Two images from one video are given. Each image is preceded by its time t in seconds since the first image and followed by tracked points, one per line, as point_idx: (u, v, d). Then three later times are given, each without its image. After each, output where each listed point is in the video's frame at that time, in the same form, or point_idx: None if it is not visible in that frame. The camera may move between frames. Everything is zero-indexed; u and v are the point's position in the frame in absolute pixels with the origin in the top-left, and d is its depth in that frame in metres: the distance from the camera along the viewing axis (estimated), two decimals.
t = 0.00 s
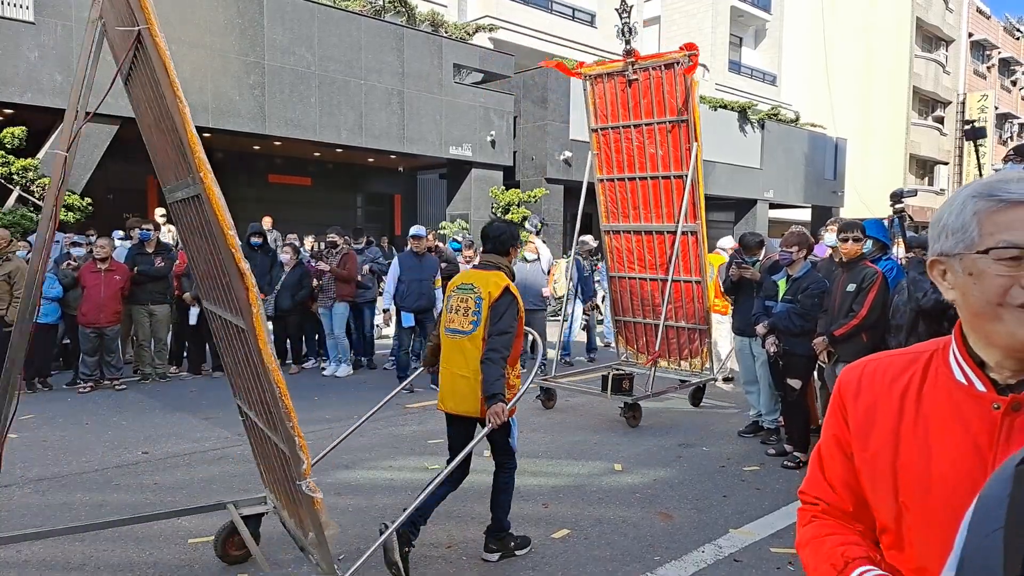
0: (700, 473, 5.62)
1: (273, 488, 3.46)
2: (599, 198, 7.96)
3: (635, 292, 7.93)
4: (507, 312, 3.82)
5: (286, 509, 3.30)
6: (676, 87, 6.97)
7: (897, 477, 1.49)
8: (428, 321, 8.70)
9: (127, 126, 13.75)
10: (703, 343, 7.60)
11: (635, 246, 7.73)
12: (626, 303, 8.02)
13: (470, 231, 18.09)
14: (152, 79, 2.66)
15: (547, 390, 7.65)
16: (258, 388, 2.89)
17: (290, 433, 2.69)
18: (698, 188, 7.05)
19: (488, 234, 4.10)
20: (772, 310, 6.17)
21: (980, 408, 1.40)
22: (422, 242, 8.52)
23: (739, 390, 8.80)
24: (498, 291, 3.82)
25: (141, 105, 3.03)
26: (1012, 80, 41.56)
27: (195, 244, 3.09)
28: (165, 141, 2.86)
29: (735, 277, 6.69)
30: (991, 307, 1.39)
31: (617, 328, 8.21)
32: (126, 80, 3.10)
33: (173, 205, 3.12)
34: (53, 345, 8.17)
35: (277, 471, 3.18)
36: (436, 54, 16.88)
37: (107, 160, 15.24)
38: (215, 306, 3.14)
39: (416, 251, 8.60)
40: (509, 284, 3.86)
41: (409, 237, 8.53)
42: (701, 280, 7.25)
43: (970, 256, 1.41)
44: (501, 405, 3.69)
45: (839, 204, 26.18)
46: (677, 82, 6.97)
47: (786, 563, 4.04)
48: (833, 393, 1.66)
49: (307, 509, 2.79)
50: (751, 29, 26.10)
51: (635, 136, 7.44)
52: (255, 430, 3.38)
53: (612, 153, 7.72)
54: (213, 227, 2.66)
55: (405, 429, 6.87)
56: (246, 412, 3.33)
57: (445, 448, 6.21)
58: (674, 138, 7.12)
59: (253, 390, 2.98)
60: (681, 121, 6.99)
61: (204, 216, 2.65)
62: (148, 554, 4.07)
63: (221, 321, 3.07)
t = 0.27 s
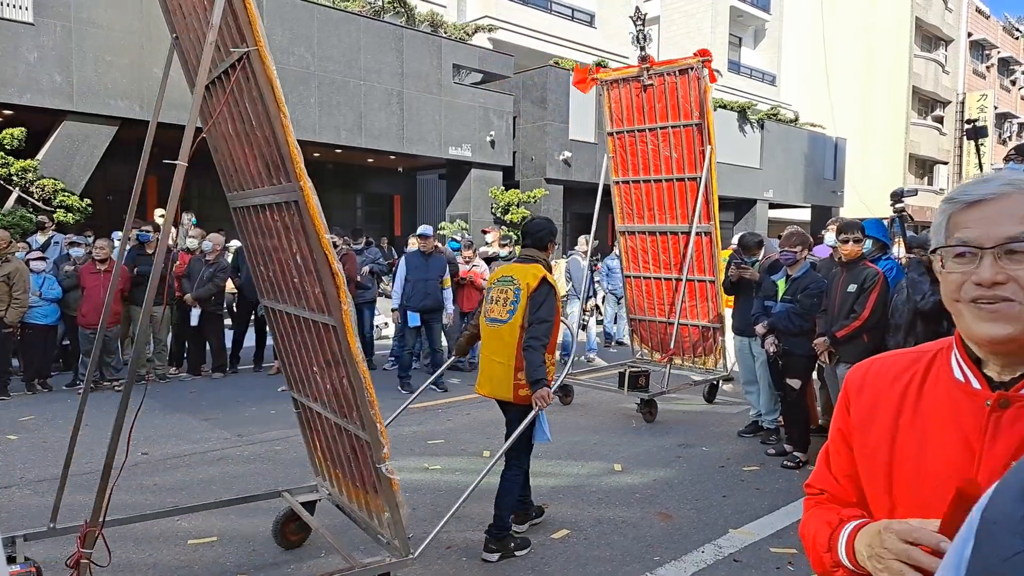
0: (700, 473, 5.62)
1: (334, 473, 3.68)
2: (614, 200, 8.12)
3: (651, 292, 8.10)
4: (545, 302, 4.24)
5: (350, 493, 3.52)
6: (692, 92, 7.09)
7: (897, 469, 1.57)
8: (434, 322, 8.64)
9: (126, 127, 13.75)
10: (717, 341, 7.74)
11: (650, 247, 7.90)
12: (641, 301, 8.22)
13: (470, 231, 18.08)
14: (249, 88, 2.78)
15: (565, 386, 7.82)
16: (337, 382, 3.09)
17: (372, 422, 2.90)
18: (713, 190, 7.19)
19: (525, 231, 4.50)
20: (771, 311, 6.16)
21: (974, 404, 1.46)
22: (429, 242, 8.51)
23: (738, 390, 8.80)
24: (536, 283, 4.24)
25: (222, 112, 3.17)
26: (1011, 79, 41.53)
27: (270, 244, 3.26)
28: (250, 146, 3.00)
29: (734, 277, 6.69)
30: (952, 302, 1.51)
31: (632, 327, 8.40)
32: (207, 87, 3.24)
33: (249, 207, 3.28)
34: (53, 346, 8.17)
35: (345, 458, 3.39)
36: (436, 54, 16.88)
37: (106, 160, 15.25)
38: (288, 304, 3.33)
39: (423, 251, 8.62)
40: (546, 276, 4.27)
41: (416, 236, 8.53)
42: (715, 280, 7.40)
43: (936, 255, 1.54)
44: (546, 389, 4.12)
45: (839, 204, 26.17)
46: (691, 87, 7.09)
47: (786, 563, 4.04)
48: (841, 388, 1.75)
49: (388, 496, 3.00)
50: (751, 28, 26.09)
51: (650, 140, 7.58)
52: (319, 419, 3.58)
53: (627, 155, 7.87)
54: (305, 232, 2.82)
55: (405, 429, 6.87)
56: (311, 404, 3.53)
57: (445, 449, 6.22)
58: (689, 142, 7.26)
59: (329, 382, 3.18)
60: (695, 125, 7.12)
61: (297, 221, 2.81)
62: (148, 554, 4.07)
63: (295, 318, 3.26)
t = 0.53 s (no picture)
0: (699, 473, 5.63)
1: (379, 458, 4.05)
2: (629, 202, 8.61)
3: (664, 290, 8.54)
4: (576, 303, 4.42)
5: (397, 475, 3.90)
6: (705, 97, 7.60)
7: (885, 460, 1.64)
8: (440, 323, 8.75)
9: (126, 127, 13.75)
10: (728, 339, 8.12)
11: (664, 247, 8.34)
12: (655, 300, 8.68)
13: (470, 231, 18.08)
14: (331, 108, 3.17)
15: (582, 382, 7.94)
16: (397, 372, 3.49)
17: (434, 407, 3.30)
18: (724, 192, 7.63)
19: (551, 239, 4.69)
20: (770, 311, 6.16)
21: (961, 403, 1.51)
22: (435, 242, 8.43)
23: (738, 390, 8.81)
24: (567, 285, 4.42)
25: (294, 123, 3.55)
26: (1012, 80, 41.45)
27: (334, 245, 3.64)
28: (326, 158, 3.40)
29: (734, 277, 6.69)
30: (939, 300, 1.57)
31: (646, 325, 8.82)
32: (278, 99, 3.63)
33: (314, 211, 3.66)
34: (52, 346, 8.17)
35: (396, 442, 3.77)
36: (435, 55, 16.88)
37: (106, 160, 15.27)
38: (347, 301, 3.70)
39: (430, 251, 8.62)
40: (576, 278, 4.47)
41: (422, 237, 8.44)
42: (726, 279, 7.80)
43: (924, 254, 1.59)
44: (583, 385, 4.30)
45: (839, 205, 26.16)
46: (703, 93, 7.59)
47: (785, 564, 4.04)
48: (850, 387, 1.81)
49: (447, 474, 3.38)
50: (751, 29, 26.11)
51: (664, 143, 8.07)
52: (368, 406, 3.96)
53: (641, 158, 8.36)
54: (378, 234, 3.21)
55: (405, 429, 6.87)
56: (364, 392, 3.91)
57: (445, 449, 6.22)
58: (701, 145, 7.74)
59: (389, 372, 3.56)
60: (707, 129, 7.61)
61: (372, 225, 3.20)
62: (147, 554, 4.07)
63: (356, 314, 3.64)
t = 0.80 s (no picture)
0: (700, 473, 5.63)
1: (416, 445, 4.40)
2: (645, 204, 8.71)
3: (679, 290, 8.63)
4: (601, 295, 4.76)
5: (437, 460, 4.25)
6: (722, 101, 7.74)
7: (900, 453, 1.63)
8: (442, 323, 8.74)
9: (126, 126, 13.74)
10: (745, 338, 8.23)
11: (680, 247, 8.44)
12: (670, 299, 8.77)
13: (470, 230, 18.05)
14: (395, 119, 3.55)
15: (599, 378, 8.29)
16: (445, 362, 3.87)
17: (485, 393, 3.68)
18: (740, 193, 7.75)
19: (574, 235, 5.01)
20: (771, 310, 6.16)
21: (972, 403, 1.53)
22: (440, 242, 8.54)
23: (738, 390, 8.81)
24: (593, 278, 4.76)
25: (349, 132, 3.91)
26: (1012, 80, 41.39)
27: (383, 245, 4.00)
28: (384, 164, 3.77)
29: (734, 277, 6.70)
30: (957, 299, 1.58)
31: (662, 324, 8.93)
32: (331, 109, 3.97)
33: (365, 213, 4.01)
34: (51, 345, 8.16)
35: (437, 428, 4.14)
36: (435, 54, 16.87)
37: (106, 159, 15.27)
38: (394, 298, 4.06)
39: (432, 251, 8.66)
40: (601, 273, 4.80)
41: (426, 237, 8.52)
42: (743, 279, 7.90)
43: (944, 250, 1.60)
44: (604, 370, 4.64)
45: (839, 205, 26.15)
46: (721, 97, 7.72)
47: (786, 563, 4.04)
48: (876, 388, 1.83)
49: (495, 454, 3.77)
50: (751, 29, 26.11)
51: (681, 146, 8.19)
52: (406, 396, 4.32)
53: (658, 160, 8.47)
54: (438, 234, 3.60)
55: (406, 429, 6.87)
56: (404, 382, 4.26)
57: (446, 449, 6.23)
58: (718, 148, 7.86)
59: (436, 362, 3.93)
60: (724, 132, 7.74)
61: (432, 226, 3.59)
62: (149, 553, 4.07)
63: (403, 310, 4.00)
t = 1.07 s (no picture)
0: (701, 474, 5.59)
1: (446, 435, 4.67)
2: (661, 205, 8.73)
3: (697, 291, 8.60)
4: (618, 298, 5.01)
5: (469, 450, 4.54)
6: (737, 103, 7.78)
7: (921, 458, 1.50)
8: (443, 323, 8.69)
9: (125, 126, 13.72)
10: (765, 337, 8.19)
11: (697, 247, 8.42)
12: (687, 300, 8.74)
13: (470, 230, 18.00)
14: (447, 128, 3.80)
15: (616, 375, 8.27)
16: (484, 355, 4.17)
17: (525, 385, 4.00)
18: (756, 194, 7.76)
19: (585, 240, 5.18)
20: (772, 310, 6.11)
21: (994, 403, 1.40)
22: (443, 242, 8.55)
23: (740, 391, 8.75)
24: (611, 283, 4.99)
25: (393, 139, 4.13)
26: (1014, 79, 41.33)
27: (423, 247, 4.25)
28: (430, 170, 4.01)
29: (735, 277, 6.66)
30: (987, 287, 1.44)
31: (680, 325, 8.89)
32: (375, 118, 4.18)
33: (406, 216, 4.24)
34: (49, 347, 8.13)
35: (471, 417, 4.43)
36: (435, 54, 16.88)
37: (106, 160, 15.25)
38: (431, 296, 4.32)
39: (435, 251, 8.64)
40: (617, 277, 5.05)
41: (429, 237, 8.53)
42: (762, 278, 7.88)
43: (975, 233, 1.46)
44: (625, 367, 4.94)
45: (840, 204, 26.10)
46: (736, 99, 7.77)
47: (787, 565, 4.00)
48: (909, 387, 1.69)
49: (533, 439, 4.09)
50: (751, 28, 26.07)
51: (697, 148, 8.23)
52: (438, 389, 4.59)
53: (673, 162, 8.50)
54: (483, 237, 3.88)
55: (405, 430, 6.85)
56: (437, 376, 4.52)
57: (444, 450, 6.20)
58: (734, 149, 7.90)
59: (474, 356, 4.22)
60: (740, 134, 7.78)
61: (479, 229, 3.86)
62: (146, 556, 4.04)
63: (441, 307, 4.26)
